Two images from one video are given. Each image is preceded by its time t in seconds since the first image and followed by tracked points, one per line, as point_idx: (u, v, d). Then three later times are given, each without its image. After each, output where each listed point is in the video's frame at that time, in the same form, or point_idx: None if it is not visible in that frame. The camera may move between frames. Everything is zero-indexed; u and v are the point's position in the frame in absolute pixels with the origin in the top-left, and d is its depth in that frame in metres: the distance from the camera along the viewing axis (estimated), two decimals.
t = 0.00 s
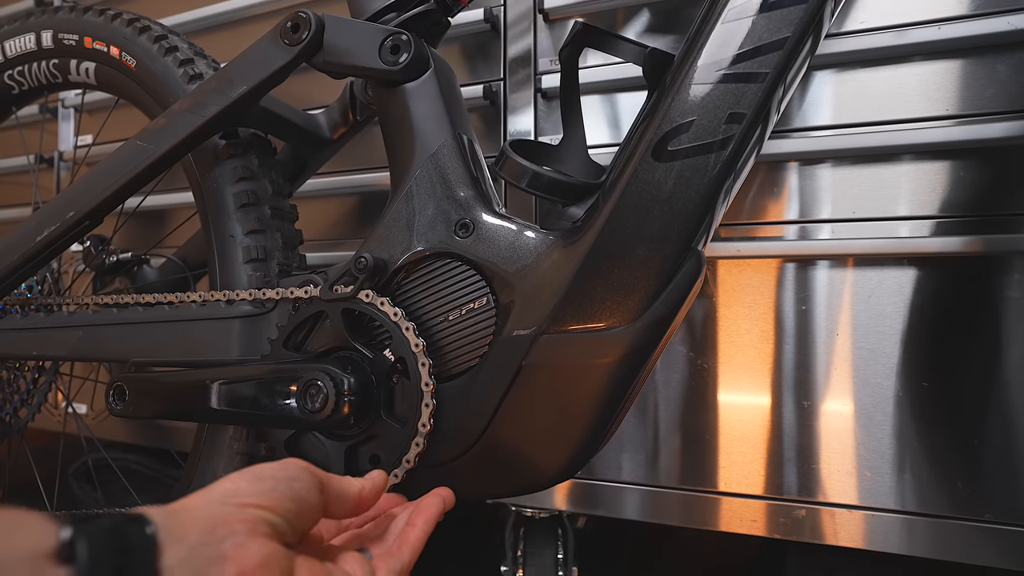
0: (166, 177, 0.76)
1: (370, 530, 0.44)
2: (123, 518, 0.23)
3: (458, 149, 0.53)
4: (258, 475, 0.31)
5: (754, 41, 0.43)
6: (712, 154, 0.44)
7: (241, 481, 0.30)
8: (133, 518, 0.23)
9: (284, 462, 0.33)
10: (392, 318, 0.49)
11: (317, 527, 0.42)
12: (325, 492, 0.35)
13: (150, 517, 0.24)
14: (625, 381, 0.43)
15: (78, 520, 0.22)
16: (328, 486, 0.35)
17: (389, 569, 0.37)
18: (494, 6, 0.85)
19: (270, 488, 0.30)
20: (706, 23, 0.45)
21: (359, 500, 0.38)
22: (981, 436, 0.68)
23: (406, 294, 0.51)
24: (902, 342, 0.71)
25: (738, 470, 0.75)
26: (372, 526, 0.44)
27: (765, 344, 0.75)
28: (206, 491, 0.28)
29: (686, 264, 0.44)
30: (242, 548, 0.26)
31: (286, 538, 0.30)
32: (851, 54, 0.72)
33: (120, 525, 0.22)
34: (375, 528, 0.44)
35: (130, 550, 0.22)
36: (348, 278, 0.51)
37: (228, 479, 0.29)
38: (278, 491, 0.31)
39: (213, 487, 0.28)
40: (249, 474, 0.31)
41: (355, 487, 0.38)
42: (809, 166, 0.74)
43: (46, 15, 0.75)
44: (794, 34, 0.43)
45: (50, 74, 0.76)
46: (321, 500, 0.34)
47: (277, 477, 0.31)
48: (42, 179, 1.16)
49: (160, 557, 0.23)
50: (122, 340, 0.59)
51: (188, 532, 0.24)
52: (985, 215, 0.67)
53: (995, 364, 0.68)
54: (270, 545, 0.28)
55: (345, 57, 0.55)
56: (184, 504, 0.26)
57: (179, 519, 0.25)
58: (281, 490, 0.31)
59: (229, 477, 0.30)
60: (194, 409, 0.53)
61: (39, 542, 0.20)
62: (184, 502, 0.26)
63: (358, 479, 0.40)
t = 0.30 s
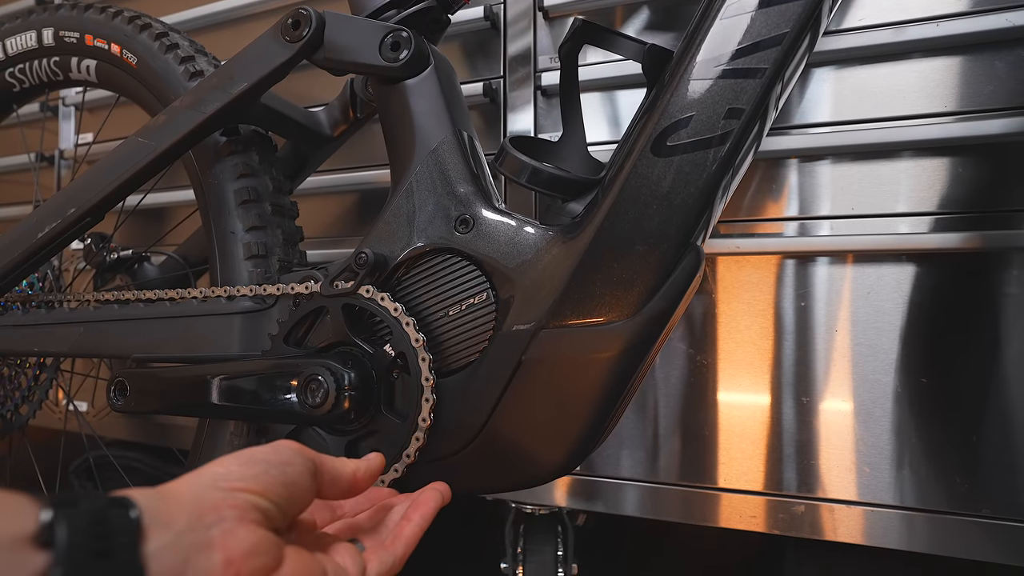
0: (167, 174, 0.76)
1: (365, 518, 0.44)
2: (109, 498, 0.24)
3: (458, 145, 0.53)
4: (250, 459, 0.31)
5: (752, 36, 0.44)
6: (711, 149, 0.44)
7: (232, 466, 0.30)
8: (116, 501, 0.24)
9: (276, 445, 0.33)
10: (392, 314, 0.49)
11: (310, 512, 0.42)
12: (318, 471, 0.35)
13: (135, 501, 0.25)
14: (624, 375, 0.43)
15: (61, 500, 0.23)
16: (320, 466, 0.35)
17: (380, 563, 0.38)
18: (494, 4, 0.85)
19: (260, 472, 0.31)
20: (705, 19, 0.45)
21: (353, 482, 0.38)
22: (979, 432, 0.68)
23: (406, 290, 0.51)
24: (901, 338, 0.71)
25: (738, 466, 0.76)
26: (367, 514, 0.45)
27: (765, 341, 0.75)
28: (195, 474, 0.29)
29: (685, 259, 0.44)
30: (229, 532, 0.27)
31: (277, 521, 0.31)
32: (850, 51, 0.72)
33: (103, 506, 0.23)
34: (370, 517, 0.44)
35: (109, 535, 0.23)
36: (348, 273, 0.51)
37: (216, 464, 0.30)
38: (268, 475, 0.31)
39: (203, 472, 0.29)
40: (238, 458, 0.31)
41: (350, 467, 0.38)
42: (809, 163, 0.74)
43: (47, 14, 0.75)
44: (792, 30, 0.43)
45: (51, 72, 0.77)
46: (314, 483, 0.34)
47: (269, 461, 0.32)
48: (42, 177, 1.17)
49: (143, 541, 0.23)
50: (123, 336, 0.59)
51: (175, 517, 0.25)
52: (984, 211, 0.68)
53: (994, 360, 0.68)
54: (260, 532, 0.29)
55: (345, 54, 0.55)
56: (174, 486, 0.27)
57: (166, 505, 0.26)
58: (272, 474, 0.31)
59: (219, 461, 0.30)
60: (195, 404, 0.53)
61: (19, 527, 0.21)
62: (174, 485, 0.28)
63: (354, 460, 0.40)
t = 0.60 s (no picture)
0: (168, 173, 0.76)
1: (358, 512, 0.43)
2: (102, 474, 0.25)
3: (459, 143, 0.53)
4: (252, 440, 0.31)
5: (751, 34, 0.44)
6: (710, 147, 0.44)
7: (234, 447, 0.30)
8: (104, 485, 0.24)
9: (277, 426, 0.33)
10: (393, 311, 0.49)
11: (303, 496, 0.41)
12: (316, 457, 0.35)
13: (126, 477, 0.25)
14: (624, 371, 0.43)
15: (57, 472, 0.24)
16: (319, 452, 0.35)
17: (364, 565, 0.37)
18: (494, 3, 0.85)
19: (260, 456, 0.31)
20: (704, 17, 0.46)
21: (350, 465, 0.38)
22: (978, 430, 0.68)
23: (406, 287, 0.52)
24: (900, 336, 0.71)
25: (738, 463, 0.76)
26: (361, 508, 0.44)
27: (765, 339, 0.76)
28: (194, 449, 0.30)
29: (684, 256, 0.44)
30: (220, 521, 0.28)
31: (273, 507, 0.31)
32: (849, 50, 0.72)
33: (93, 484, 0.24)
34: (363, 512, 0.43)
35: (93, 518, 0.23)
36: (349, 271, 0.51)
37: (217, 441, 0.30)
38: (267, 460, 0.31)
39: (204, 449, 0.29)
40: (241, 439, 0.31)
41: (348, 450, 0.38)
42: (808, 161, 0.74)
43: (47, 13, 0.76)
44: (791, 28, 0.43)
45: (52, 71, 0.77)
46: (310, 470, 0.34)
47: (270, 445, 0.32)
48: (43, 176, 1.17)
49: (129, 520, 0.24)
50: (124, 333, 0.59)
51: (169, 500, 0.26)
52: (984, 209, 0.68)
53: (993, 358, 0.68)
54: (252, 524, 0.29)
55: (345, 53, 0.55)
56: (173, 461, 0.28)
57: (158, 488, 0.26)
58: (271, 459, 0.31)
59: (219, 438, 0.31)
60: (197, 402, 0.53)
61: (6, 510, 0.21)
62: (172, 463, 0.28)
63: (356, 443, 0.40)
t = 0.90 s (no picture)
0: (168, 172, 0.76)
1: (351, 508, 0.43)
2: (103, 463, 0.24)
3: (459, 143, 0.53)
4: (267, 441, 0.31)
5: (751, 34, 0.44)
6: (710, 146, 0.44)
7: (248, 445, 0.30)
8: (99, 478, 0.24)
9: (298, 431, 0.33)
10: (393, 309, 0.49)
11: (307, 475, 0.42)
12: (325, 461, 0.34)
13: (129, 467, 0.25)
14: (624, 370, 0.43)
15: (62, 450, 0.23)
16: (329, 456, 0.35)
17: None
18: (494, 3, 0.85)
19: (271, 464, 0.31)
20: (704, 17, 0.46)
21: (358, 466, 0.37)
22: (977, 429, 0.68)
23: (407, 286, 0.52)
24: (900, 335, 0.71)
25: (737, 462, 0.76)
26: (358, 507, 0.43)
27: (765, 338, 0.76)
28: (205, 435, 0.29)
29: (684, 255, 0.44)
30: (210, 526, 0.27)
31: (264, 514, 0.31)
32: (848, 49, 0.72)
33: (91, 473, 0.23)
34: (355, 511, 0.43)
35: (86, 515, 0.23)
36: (349, 270, 0.51)
37: (232, 434, 0.30)
38: (275, 470, 0.31)
39: (219, 443, 0.29)
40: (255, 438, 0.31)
41: (364, 454, 0.37)
42: (808, 161, 0.74)
43: (49, 12, 0.76)
44: (791, 27, 0.43)
45: (52, 70, 0.77)
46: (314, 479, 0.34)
47: (283, 453, 0.32)
48: (44, 176, 1.17)
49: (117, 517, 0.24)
50: (125, 332, 0.59)
51: (166, 498, 0.26)
52: (983, 208, 0.68)
53: (993, 357, 0.68)
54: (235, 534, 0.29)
55: (346, 52, 0.55)
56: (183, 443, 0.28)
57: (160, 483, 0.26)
58: (279, 469, 0.31)
59: (236, 431, 0.30)
60: (198, 400, 0.53)
61: None
62: (184, 449, 0.28)
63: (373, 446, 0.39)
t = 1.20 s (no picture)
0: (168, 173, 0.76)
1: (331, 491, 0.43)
2: (92, 462, 0.24)
3: (459, 143, 0.53)
4: (265, 448, 0.31)
5: (751, 34, 0.44)
6: (710, 146, 0.44)
7: (242, 450, 0.30)
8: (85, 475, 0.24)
9: (298, 441, 0.32)
10: (393, 309, 0.49)
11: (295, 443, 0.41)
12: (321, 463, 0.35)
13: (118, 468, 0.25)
14: (623, 370, 0.43)
15: (53, 446, 0.24)
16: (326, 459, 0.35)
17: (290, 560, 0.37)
18: (494, 4, 0.86)
19: (265, 474, 0.30)
20: (704, 17, 0.46)
21: (356, 460, 0.38)
22: (976, 428, 0.68)
23: (406, 286, 0.52)
24: (900, 334, 0.71)
25: (738, 463, 0.76)
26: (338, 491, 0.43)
27: (765, 338, 0.76)
28: (202, 436, 0.29)
29: (683, 255, 0.44)
30: (191, 525, 0.28)
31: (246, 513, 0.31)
32: (848, 49, 0.72)
33: (79, 475, 0.24)
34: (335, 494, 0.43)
35: (69, 517, 0.23)
36: (349, 270, 0.51)
37: (233, 433, 0.30)
38: (267, 480, 0.30)
39: (211, 444, 0.29)
40: (256, 441, 0.30)
41: (363, 449, 0.38)
42: (808, 161, 0.75)
43: (48, 13, 0.76)
44: (790, 27, 0.44)
45: (52, 71, 0.77)
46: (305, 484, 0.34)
47: (279, 464, 0.31)
48: (43, 176, 1.17)
49: (98, 516, 0.24)
50: (125, 333, 0.59)
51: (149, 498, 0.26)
52: (983, 208, 0.68)
53: (992, 356, 0.68)
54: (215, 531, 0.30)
55: (345, 53, 0.55)
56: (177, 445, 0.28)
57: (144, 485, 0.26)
58: (272, 480, 0.31)
59: (237, 429, 0.30)
60: (198, 401, 0.53)
61: None
62: (175, 447, 0.28)
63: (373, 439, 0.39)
